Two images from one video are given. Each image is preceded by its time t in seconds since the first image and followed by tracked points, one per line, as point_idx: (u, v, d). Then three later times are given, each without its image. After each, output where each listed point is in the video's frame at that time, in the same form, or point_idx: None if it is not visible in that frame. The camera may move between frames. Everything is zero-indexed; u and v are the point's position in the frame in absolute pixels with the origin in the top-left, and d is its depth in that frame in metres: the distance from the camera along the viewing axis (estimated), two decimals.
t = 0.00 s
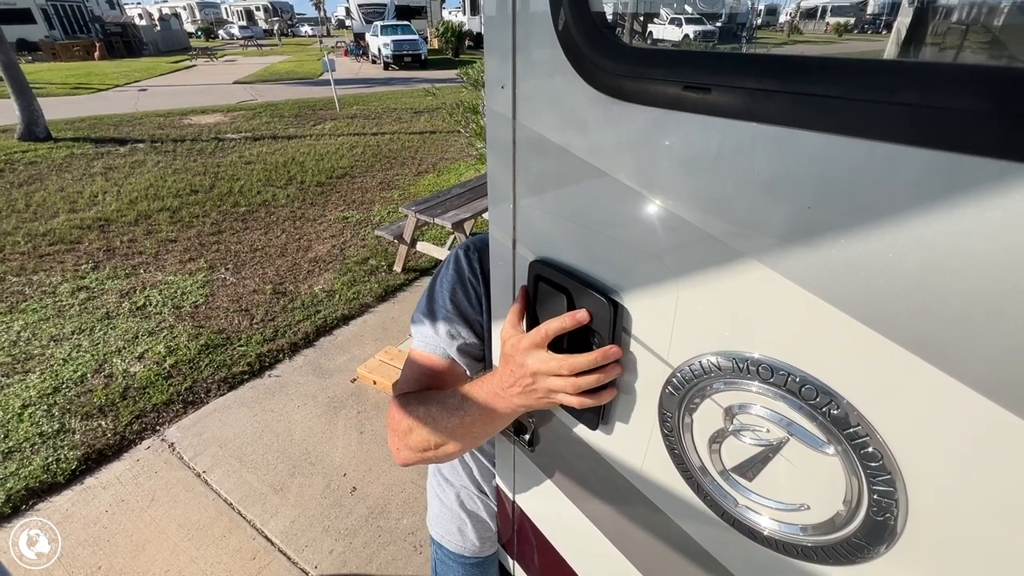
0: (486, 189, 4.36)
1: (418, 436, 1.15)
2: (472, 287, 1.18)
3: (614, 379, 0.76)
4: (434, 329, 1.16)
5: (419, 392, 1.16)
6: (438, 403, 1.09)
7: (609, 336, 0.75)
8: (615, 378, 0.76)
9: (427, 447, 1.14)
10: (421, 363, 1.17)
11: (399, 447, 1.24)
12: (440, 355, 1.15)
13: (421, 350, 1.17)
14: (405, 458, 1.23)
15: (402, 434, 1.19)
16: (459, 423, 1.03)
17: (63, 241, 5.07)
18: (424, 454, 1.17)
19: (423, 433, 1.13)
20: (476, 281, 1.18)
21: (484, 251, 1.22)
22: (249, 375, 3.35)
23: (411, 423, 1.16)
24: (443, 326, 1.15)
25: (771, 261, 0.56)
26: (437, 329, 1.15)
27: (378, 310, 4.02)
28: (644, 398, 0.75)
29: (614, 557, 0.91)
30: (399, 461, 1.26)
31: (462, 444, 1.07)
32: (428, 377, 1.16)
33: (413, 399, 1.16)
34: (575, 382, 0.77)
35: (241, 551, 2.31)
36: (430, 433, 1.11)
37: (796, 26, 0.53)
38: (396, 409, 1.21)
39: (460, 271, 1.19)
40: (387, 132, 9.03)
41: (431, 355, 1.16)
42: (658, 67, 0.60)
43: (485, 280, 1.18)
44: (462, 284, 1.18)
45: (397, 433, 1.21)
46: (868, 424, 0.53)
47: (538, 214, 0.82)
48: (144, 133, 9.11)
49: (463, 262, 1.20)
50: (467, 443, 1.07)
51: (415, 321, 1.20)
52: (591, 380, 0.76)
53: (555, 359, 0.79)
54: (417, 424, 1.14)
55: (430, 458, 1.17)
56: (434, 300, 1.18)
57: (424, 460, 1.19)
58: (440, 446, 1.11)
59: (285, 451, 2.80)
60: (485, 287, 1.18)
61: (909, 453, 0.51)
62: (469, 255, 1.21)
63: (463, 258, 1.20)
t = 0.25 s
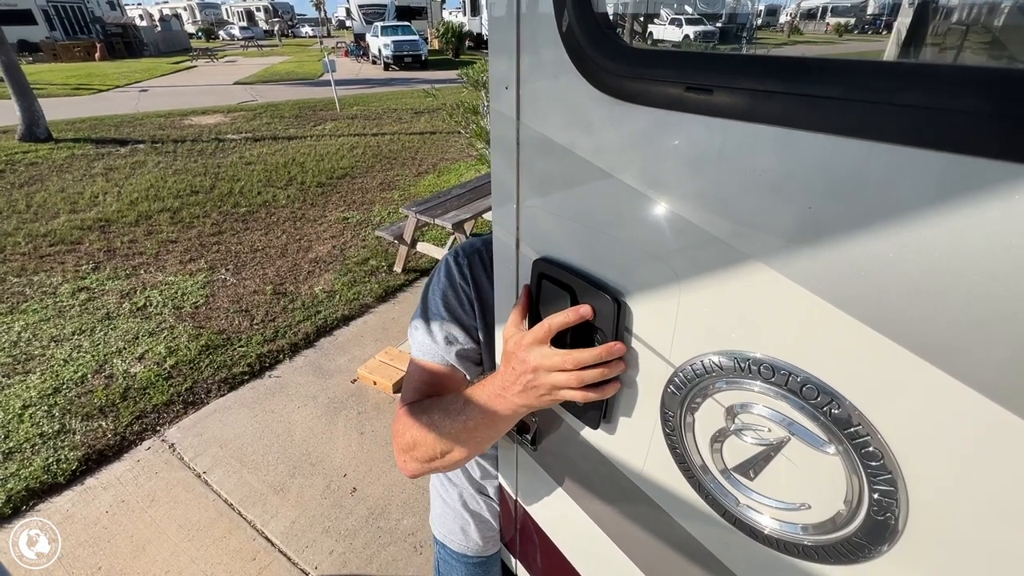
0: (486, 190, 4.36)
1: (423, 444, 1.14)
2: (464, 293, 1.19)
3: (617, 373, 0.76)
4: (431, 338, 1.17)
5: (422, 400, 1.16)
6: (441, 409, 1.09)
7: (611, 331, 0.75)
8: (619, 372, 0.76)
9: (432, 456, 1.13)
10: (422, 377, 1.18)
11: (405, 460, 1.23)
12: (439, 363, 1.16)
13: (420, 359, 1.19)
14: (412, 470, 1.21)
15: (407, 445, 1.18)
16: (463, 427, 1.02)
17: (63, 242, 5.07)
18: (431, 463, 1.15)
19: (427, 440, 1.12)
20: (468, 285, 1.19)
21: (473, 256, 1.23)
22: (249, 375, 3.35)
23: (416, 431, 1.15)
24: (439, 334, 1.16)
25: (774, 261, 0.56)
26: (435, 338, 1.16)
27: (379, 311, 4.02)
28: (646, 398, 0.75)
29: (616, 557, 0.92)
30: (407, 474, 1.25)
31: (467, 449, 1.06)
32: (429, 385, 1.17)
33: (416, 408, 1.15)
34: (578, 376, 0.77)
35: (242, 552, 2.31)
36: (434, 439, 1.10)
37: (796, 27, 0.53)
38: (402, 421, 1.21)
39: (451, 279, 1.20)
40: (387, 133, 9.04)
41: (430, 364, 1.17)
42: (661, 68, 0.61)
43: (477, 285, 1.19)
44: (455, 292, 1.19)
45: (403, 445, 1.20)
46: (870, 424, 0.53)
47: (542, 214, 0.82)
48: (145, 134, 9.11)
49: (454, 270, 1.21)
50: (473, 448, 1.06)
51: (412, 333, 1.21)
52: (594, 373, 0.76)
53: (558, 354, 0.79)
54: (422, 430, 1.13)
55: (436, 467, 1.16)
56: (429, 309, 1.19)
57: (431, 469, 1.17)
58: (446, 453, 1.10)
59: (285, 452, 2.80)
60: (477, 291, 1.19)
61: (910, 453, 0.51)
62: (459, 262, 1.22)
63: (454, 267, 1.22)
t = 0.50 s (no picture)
0: (487, 190, 4.36)
1: (423, 445, 1.14)
2: (461, 294, 1.19)
3: (619, 378, 0.76)
4: (428, 339, 1.17)
5: (422, 400, 1.16)
6: (441, 410, 1.09)
7: (613, 336, 0.75)
8: (621, 377, 0.76)
9: (432, 457, 1.13)
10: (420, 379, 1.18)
11: (404, 460, 1.23)
12: (436, 364, 1.17)
13: (418, 360, 1.19)
14: (411, 470, 1.22)
15: (406, 445, 1.19)
16: (463, 428, 1.03)
17: (65, 243, 5.08)
18: (431, 464, 1.16)
19: (427, 441, 1.12)
20: (465, 286, 1.19)
21: (470, 257, 1.23)
22: (250, 376, 3.36)
23: (416, 431, 1.15)
24: (436, 335, 1.17)
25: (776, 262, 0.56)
26: (431, 339, 1.16)
27: (379, 312, 4.02)
28: (647, 398, 0.76)
29: (617, 557, 0.92)
30: (405, 474, 1.25)
31: (467, 450, 1.07)
32: (428, 386, 1.17)
33: (416, 408, 1.16)
34: (580, 381, 0.77)
35: (242, 553, 2.32)
36: (435, 440, 1.10)
37: (796, 27, 0.53)
38: (400, 421, 1.20)
39: (448, 279, 1.20)
40: (387, 133, 9.04)
41: (428, 365, 1.17)
42: (662, 69, 0.61)
43: (473, 285, 1.19)
44: (451, 292, 1.19)
45: (402, 446, 1.20)
46: (870, 425, 0.54)
47: (544, 216, 0.83)
48: (146, 134, 9.12)
49: (451, 270, 1.21)
50: (473, 449, 1.06)
51: (409, 333, 1.21)
52: (596, 379, 0.76)
53: (561, 359, 0.79)
54: (422, 431, 1.14)
55: (436, 467, 1.16)
56: (426, 310, 1.20)
57: (429, 470, 1.18)
58: (446, 454, 1.10)
59: (286, 453, 2.80)
60: (475, 292, 1.19)
61: (911, 453, 0.51)
62: (456, 263, 1.22)
63: (450, 267, 1.21)
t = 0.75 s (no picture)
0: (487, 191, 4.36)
1: (422, 450, 1.14)
2: (461, 297, 1.19)
3: (615, 381, 0.76)
4: (427, 343, 1.17)
5: (421, 406, 1.16)
6: (440, 414, 1.09)
7: (609, 339, 0.75)
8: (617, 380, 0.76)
9: (431, 462, 1.13)
10: (417, 383, 1.18)
11: (403, 465, 1.23)
12: (436, 368, 1.17)
13: (417, 364, 1.19)
14: (410, 475, 1.22)
15: (405, 450, 1.18)
16: (462, 432, 1.02)
17: (66, 244, 5.08)
18: (430, 469, 1.15)
19: (425, 445, 1.12)
20: (464, 290, 1.19)
21: (469, 260, 1.22)
22: (251, 377, 3.36)
23: (414, 436, 1.15)
24: (436, 339, 1.17)
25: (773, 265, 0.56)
26: (431, 343, 1.16)
27: (380, 312, 4.02)
28: (645, 402, 0.75)
29: (615, 560, 0.92)
30: (406, 479, 1.25)
31: (466, 454, 1.06)
32: (428, 390, 1.18)
33: (415, 413, 1.16)
34: (575, 385, 0.77)
35: (243, 554, 2.31)
36: (433, 445, 1.10)
37: (797, 28, 0.53)
38: (399, 427, 1.20)
39: (447, 283, 1.20)
40: (388, 134, 9.05)
41: (427, 370, 1.18)
42: (659, 71, 0.60)
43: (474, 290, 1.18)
44: (450, 297, 1.19)
45: (401, 451, 1.20)
46: (869, 429, 0.53)
47: (539, 218, 0.82)
48: (147, 136, 9.13)
49: (450, 274, 1.20)
50: (471, 453, 1.06)
51: (408, 337, 1.22)
52: (592, 382, 0.76)
53: (555, 364, 0.79)
54: (420, 436, 1.13)
55: (435, 472, 1.16)
56: (425, 314, 1.19)
57: (428, 475, 1.17)
58: (444, 459, 1.10)
59: (287, 454, 2.80)
60: (474, 296, 1.19)
61: (912, 457, 0.51)
62: (455, 266, 1.21)
63: (450, 271, 1.21)
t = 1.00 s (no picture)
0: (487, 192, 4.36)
1: (423, 452, 1.14)
2: (457, 299, 1.19)
3: (613, 381, 0.76)
4: (425, 346, 1.18)
5: (422, 408, 1.17)
6: (440, 416, 1.09)
7: (607, 341, 0.75)
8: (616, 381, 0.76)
9: (432, 464, 1.13)
10: (418, 385, 1.19)
11: (405, 468, 1.23)
12: (435, 370, 1.17)
13: (417, 366, 1.19)
14: (412, 478, 1.22)
15: (407, 452, 1.19)
16: (462, 434, 1.03)
17: (66, 245, 5.09)
18: (432, 471, 1.15)
19: (426, 448, 1.12)
20: (461, 292, 1.18)
21: (465, 261, 1.22)
22: (251, 377, 3.36)
23: (416, 438, 1.15)
24: (434, 342, 1.17)
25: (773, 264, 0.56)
26: (429, 346, 1.17)
27: (380, 313, 4.02)
28: (646, 402, 0.75)
29: (616, 560, 0.92)
30: (409, 482, 1.25)
31: (467, 456, 1.06)
32: (428, 392, 1.18)
33: (417, 415, 1.16)
34: (574, 386, 0.77)
35: (243, 554, 2.31)
36: (434, 447, 1.10)
37: (797, 28, 0.53)
38: (401, 429, 1.20)
39: (443, 285, 1.19)
40: (388, 135, 9.05)
41: (427, 372, 1.18)
42: (660, 72, 0.61)
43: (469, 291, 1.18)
44: (447, 299, 1.18)
45: (403, 454, 1.20)
46: (871, 429, 0.53)
47: (540, 219, 0.82)
48: (148, 136, 9.14)
49: (446, 276, 1.20)
50: (471, 455, 1.06)
51: (407, 339, 1.22)
52: (590, 383, 0.76)
53: (554, 364, 0.79)
54: (422, 438, 1.14)
55: (437, 474, 1.16)
56: (423, 316, 1.20)
57: (430, 476, 1.18)
58: (445, 461, 1.10)
59: (287, 454, 2.80)
60: (471, 298, 1.19)
61: (912, 457, 0.51)
62: (451, 268, 1.21)
63: (445, 273, 1.21)
